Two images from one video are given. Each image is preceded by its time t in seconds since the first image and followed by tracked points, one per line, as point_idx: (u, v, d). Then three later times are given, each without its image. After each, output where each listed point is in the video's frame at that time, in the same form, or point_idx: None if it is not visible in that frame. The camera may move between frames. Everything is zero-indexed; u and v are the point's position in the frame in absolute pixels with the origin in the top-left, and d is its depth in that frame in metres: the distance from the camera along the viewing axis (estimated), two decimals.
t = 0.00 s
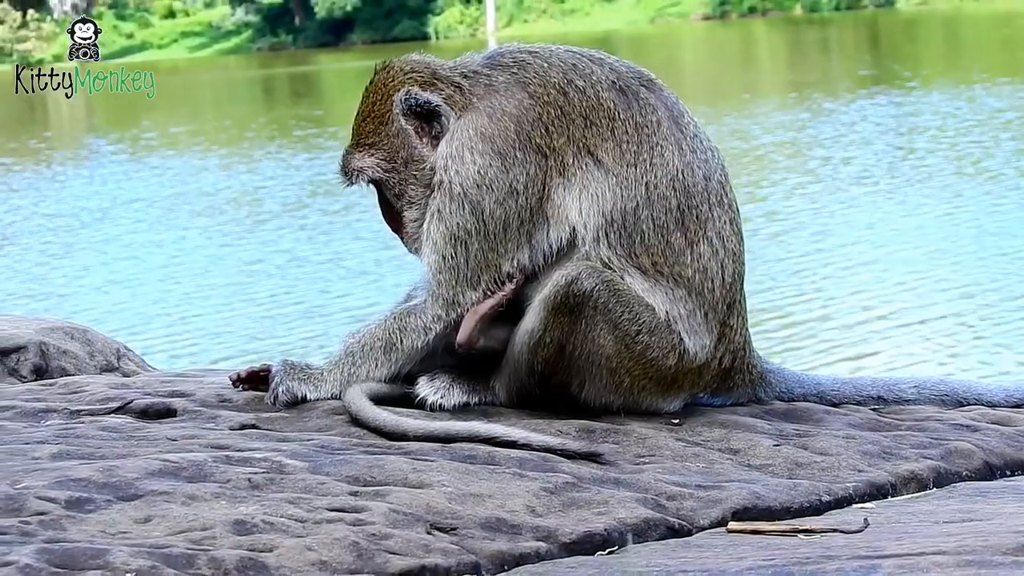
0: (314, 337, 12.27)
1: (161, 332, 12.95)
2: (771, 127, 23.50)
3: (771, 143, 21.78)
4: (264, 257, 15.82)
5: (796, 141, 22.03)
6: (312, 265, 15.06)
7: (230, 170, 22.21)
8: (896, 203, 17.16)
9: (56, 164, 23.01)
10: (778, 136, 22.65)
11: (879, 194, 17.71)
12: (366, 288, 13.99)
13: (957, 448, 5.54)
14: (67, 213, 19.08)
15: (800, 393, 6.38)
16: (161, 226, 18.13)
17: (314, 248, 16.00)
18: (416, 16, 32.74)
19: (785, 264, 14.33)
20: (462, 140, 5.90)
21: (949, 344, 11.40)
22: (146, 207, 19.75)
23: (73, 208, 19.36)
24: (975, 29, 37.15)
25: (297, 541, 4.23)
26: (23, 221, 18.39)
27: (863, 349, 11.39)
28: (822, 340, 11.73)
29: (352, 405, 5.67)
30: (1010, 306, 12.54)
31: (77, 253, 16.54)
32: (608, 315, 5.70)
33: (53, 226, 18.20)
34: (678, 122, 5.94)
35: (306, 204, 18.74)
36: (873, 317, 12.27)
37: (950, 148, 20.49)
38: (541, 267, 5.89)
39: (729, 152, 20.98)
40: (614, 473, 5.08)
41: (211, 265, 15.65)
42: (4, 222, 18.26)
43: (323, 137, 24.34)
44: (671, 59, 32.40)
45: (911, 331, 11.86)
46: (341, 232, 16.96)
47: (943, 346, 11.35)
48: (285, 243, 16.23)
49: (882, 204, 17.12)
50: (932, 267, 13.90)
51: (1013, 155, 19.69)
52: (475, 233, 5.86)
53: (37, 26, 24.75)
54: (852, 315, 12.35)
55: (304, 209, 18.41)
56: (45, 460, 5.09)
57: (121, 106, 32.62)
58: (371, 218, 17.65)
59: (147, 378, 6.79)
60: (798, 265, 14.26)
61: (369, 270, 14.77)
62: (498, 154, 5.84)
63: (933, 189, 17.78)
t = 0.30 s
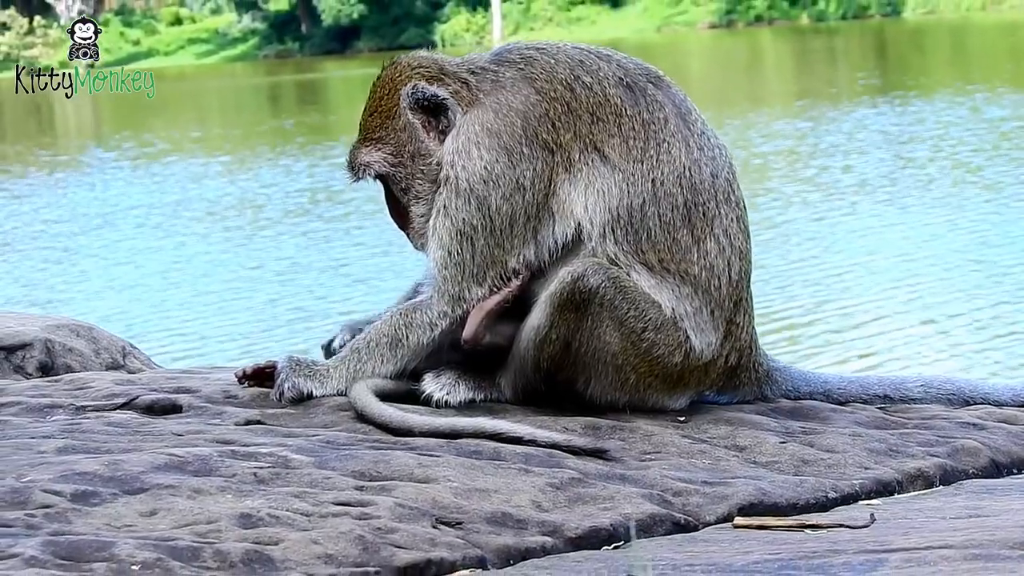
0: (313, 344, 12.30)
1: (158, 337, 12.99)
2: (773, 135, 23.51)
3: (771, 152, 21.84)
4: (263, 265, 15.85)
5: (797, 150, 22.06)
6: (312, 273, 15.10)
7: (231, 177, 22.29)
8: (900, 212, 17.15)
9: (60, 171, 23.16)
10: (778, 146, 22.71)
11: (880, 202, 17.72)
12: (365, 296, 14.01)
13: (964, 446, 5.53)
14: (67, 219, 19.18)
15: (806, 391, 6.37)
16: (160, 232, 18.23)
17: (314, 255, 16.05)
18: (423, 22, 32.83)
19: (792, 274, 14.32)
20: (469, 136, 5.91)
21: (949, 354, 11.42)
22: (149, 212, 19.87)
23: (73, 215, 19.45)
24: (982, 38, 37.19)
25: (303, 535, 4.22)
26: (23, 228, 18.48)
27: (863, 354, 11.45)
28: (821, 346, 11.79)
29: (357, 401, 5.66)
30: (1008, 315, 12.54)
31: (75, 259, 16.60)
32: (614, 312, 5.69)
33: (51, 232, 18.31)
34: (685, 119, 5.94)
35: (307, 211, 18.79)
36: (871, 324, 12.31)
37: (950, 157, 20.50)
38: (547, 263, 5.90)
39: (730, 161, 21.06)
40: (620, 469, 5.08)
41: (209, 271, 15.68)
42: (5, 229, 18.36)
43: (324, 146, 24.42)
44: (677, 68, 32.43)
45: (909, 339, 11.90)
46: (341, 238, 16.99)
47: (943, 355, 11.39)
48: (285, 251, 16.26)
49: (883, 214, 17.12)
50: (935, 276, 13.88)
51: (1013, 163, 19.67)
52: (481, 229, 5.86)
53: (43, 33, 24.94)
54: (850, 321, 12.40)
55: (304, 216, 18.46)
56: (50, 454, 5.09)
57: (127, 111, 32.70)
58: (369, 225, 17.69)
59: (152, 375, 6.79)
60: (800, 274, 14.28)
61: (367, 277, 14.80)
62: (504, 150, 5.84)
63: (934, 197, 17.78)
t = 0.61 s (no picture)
0: (315, 348, 12.32)
1: (160, 340, 13.02)
2: (778, 143, 23.51)
3: (774, 159, 21.86)
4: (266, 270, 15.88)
5: (801, 157, 22.07)
6: (314, 277, 15.12)
7: (235, 181, 22.34)
8: (908, 219, 17.13)
9: (66, 177, 23.30)
10: (782, 153, 22.71)
11: (885, 210, 17.71)
12: (368, 299, 14.02)
13: (975, 446, 5.51)
14: (70, 224, 19.27)
15: (816, 391, 6.36)
16: (161, 237, 18.29)
17: (317, 260, 16.07)
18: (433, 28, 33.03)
19: (798, 281, 14.34)
20: (478, 134, 5.90)
21: (953, 360, 11.44)
22: (154, 216, 19.95)
23: (76, 219, 19.53)
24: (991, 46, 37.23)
25: (311, 532, 4.20)
26: (27, 232, 18.56)
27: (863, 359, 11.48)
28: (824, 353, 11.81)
29: (366, 399, 5.65)
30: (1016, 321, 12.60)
31: (81, 264, 16.64)
32: (624, 311, 5.68)
33: (54, 237, 18.38)
34: (695, 117, 5.92)
35: (311, 216, 18.83)
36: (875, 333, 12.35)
37: (954, 164, 20.49)
38: (557, 262, 5.88)
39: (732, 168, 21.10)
40: (630, 467, 5.06)
41: (212, 277, 15.72)
42: (8, 233, 18.43)
43: (329, 152, 24.48)
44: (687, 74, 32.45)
45: (914, 344, 11.94)
46: (345, 243, 17.02)
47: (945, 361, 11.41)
48: (288, 256, 16.30)
49: (889, 221, 17.11)
50: (939, 284, 13.88)
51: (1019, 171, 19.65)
52: (490, 227, 5.85)
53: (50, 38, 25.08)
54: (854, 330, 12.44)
55: (308, 221, 18.49)
56: (58, 451, 5.08)
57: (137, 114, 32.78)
58: (371, 229, 17.73)
59: (161, 374, 6.79)
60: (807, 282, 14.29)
61: (369, 281, 14.83)
62: (514, 148, 5.83)
63: (939, 205, 17.77)
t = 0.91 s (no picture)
0: (320, 360, 12.38)
1: (166, 353, 13.07)
2: (778, 160, 23.54)
3: (772, 176, 21.92)
4: (262, 285, 15.93)
5: (801, 174, 22.10)
6: (311, 293, 15.16)
7: (235, 197, 22.41)
8: (910, 235, 17.15)
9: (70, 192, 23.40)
10: (781, 170, 22.74)
11: (884, 227, 17.73)
12: (364, 313, 14.05)
13: (981, 461, 5.50)
14: (69, 239, 19.33)
15: (823, 405, 6.36)
16: (158, 252, 18.36)
17: (314, 275, 16.10)
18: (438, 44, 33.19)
19: (799, 298, 14.38)
20: (485, 146, 5.91)
21: (954, 375, 11.50)
22: (156, 231, 20.03)
23: (74, 234, 19.61)
24: (997, 63, 37.30)
25: (317, 544, 4.19)
26: (26, 248, 18.63)
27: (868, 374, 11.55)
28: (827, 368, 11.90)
29: (373, 412, 5.65)
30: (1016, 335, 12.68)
31: (79, 280, 16.70)
32: (631, 324, 5.68)
33: (54, 252, 18.45)
34: (702, 130, 5.93)
35: (312, 231, 18.87)
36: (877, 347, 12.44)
37: (956, 181, 20.53)
38: (563, 275, 5.89)
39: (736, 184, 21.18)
40: (637, 481, 5.05)
41: (208, 292, 15.76)
42: (6, 249, 18.50)
43: (329, 168, 24.54)
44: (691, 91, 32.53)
45: (915, 358, 12.03)
46: (345, 258, 17.06)
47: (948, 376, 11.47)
48: (287, 272, 16.34)
49: (889, 237, 17.11)
50: (941, 299, 13.92)
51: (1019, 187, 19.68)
52: (497, 239, 5.85)
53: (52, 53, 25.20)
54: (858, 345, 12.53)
55: (308, 236, 18.53)
56: (63, 462, 5.07)
57: (139, 128, 32.92)
58: (370, 245, 17.76)
59: (166, 385, 6.79)
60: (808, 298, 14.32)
61: (371, 295, 14.89)
62: (520, 160, 5.83)
63: (938, 221, 17.79)
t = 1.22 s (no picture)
0: (323, 377, 12.41)
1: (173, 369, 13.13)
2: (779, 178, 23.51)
3: (771, 195, 21.91)
4: (257, 305, 15.93)
5: (802, 193, 22.08)
6: (311, 311, 15.19)
7: (234, 216, 22.45)
8: (914, 254, 17.11)
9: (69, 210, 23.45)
10: (781, 190, 22.73)
11: (884, 245, 17.72)
12: (360, 331, 14.06)
13: (988, 477, 5.50)
14: (69, 256, 19.37)
15: (830, 422, 6.36)
16: (157, 269, 18.39)
17: (313, 294, 16.09)
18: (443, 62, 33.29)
19: (799, 315, 14.40)
20: (493, 163, 5.93)
21: (952, 393, 11.54)
22: (157, 247, 20.06)
23: (74, 251, 19.63)
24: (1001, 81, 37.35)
25: (325, 559, 4.19)
26: (27, 265, 18.67)
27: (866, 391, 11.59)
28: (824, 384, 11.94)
29: (380, 429, 5.66)
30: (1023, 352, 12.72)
31: (75, 297, 16.71)
32: (639, 341, 5.68)
33: (53, 269, 18.48)
34: (709, 147, 5.94)
35: (313, 249, 18.90)
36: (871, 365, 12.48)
37: (961, 198, 20.53)
38: (571, 292, 5.90)
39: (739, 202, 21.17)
40: (644, 497, 5.05)
41: (205, 310, 15.76)
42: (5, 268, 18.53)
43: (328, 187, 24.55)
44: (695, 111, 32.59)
45: (910, 376, 12.08)
46: (345, 276, 17.07)
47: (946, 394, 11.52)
48: (282, 292, 16.34)
49: (889, 256, 17.08)
50: (939, 317, 13.97)
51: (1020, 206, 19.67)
52: (505, 256, 5.87)
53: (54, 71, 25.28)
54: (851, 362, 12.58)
55: (306, 254, 18.54)
56: (72, 478, 5.08)
57: (143, 144, 33.06)
58: (369, 263, 17.76)
59: (173, 402, 6.80)
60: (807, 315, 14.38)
61: (375, 312, 14.91)
62: (528, 177, 5.85)
63: (939, 240, 17.77)
